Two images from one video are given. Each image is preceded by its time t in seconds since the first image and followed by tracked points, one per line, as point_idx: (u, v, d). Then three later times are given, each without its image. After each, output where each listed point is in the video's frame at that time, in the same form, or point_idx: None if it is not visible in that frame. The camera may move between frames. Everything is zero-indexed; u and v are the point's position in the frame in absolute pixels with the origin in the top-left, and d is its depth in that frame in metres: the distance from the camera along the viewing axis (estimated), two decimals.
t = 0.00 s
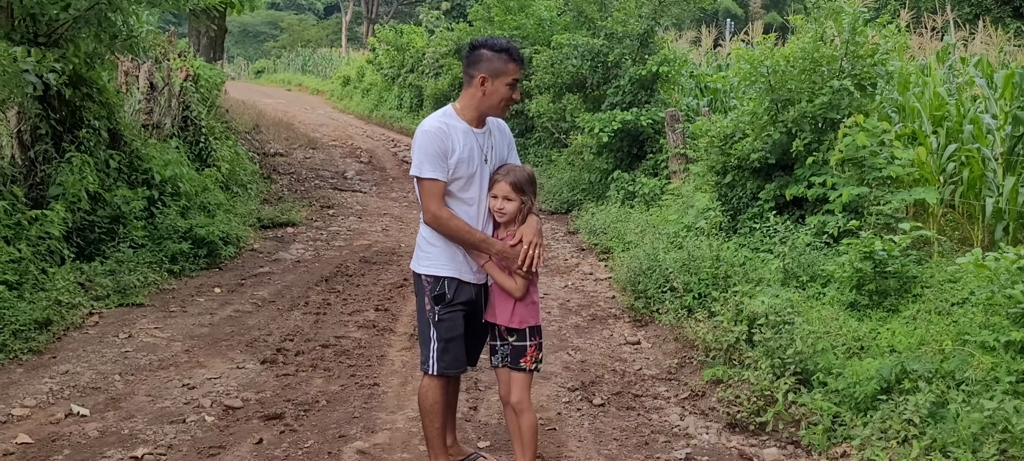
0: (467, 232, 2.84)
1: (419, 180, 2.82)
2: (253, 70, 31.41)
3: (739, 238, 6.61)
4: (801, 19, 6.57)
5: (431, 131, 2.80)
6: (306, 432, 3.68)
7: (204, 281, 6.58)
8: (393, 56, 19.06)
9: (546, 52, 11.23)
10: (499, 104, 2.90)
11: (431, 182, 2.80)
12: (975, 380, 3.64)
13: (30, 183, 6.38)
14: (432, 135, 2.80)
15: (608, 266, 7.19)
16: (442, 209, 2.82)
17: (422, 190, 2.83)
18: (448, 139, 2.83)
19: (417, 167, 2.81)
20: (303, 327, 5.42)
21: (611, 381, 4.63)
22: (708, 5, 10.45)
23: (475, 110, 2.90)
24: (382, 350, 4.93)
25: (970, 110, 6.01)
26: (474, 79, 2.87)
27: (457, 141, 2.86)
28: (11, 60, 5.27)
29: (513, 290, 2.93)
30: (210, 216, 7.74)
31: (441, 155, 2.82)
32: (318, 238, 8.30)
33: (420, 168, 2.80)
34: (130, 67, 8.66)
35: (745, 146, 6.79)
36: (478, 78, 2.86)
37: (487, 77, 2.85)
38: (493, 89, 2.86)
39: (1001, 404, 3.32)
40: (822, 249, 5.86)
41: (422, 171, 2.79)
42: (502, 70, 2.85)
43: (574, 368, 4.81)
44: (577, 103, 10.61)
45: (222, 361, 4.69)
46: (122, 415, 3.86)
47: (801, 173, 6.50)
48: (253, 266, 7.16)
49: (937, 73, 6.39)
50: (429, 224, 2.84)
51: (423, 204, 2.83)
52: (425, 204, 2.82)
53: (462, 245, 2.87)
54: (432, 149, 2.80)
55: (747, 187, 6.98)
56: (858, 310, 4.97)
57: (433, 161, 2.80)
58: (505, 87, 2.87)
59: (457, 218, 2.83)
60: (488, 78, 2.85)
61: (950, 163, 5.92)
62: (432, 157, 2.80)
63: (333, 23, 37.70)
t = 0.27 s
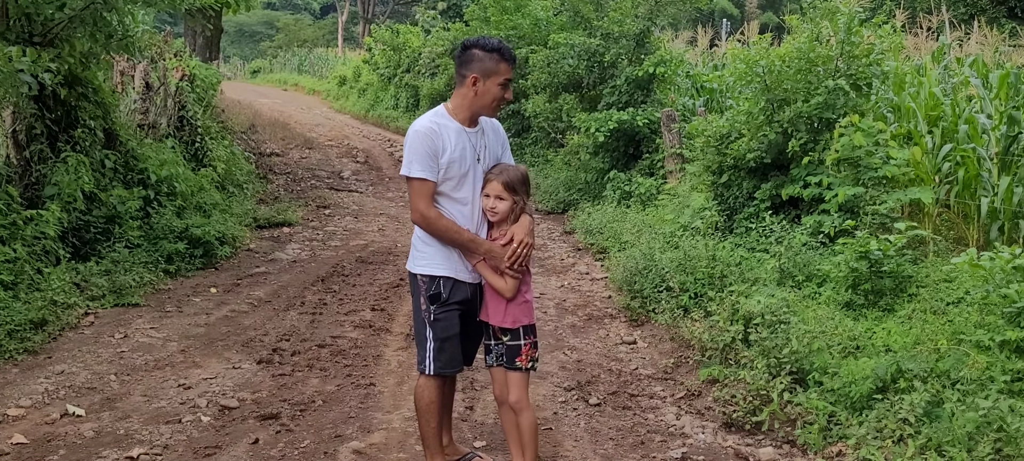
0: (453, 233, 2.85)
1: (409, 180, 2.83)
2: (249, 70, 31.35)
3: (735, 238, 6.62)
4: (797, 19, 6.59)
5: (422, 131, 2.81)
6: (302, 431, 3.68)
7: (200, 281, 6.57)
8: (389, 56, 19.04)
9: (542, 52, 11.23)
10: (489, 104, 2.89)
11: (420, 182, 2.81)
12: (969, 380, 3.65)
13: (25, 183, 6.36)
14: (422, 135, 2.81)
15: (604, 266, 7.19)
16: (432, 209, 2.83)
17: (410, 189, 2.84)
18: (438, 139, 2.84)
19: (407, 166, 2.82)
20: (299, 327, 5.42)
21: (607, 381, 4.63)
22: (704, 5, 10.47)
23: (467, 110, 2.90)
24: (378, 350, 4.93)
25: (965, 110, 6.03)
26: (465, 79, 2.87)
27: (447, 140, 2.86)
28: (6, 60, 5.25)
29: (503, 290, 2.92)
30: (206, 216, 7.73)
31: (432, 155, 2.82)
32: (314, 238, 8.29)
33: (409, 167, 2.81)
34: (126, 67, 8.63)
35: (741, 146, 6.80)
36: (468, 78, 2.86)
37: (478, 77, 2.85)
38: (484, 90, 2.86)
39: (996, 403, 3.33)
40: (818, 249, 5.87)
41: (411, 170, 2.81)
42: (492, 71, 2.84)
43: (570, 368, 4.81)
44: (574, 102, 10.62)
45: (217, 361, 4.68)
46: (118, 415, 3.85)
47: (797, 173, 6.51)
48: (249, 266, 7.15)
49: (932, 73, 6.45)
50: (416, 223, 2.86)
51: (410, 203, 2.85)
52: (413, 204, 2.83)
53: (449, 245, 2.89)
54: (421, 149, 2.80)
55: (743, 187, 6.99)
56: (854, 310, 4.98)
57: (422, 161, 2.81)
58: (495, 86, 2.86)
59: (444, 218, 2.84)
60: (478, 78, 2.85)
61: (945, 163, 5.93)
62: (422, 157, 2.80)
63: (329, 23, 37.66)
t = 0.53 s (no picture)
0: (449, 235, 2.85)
1: (404, 181, 2.82)
2: (246, 70, 31.32)
3: (732, 238, 6.63)
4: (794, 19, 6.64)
5: (417, 132, 2.81)
6: (298, 431, 3.68)
7: (196, 281, 6.57)
8: (386, 56, 19.04)
9: (539, 53, 11.24)
10: (484, 106, 2.90)
11: (416, 183, 2.80)
12: (965, 380, 3.66)
13: (21, 183, 6.35)
14: (418, 136, 2.80)
15: (601, 266, 7.20)
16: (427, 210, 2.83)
17: (405, 190, 2.84)
18: (434, 140, 2.84)
19: (402, 167, 2.82)
20: (296, 327, 5.42)
21: (604, 380, 4.63)
22: (701, 6, 10.49)
23: (462, 111, 2.90)
24: (375, 350, 4.93)
25: (961, 110, 6.06)
26: (459, 81, 2.87)
27: (443, 141, 2.86)
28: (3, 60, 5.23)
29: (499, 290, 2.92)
30: (203, 216, 7.72)
31: (427, 157, 2.82)
32: (311, 238, 8.29)
33: (404, 168, 2.80)
34: (123, 67, 8.63)
35: (737, 146, 6.81)
36: (463, 79, 2.86)
37: (472, 78, 2.85)
38: (478, 91, 2.86)
39: (991, 403, 3.34)
40: (814, 248, 5.89)
41: (406, 171, 2.80)
42: (486, 72, 2.84)
43: (567, 368, 4.82)
44: (571, 102, 10.62)
45: (214, 361, 4.68)
46: (114, 415, 3.85)
47: (794, 173, 6.52)
48: (245, 266, 7.14)
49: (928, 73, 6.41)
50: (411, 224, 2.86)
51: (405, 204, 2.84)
52: (408, 205, 2.83)
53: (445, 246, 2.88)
54: (417, 150, 2.80)
55: (739, 187, 7.00)
56: (850, 309, 4.99)
57: (417, 162, 2.80)
58: (489, 88, 2.86)
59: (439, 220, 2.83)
60: (472, 80, 2.85)
61: (941, 163, 5.95)
62: (417, 158, 2.80)
63: (326, 23, 37.64)
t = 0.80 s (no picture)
0: (445, 235, 2.83)
1: (402, 180, 2.81)
2: (243, 70, 31.30)
3: (729, 238, 6.65)
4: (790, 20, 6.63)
5: (414, 131, 2.80)
6: (295, 431, 3.67)
7: (193, 281, 6.56)
8: (383, 56, 19.03)
9: (536, 52, 11.24)
10: (480, 104, 2.91)
11: (413, 182, 2.79)
12: (961, 379, 3.67)
13: (18, 183, 6.34)
14: (415, 135, 2.79)
15: (598, 266, 7.20)
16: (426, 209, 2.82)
17: (403, 190, 2.83)
18: (432, 139, 2.83)
19: (400, 166, 2.81)
20: (293, 327, 5.41)
21: (601, 380, 4.64)
22: (698, 6, 10.50)
23: (459, 110, 2.91)
24: (372, 350, 4.93)
25: (958, 111, 6.07)
26: (455, 80, 2.88)
27: (440, 140, 2.86)
28: None
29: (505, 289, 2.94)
30: (200, 216, 7.71)
31: (426, 155, 2.81)
32: (308, 238, 8.28)
33: (403, 167, 2.79)
34: (119, 67, 8.63)
35: (734, 146, 6.82)
36: (458, 78, 2.87)
37: (467, 77, 2.86)
38: (474, 90, 2.87)
39: (987, 402, 3.35)
40: (811, 248, 5.90)
41: (404, 170, 2.79)
42: (482, 71, 2.85)
43: (564, 368, 4.82)
44: (568, 102, 10.63)
45: (211, 361, 4.67)
46: (111, 415, 3.84)
47: (790, 173, 6.53)
48: (242, 266, 7.13)
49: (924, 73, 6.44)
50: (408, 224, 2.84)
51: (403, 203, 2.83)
52: (406, 204, 2.81)
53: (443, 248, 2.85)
54: (415, 149, 2.79)
55: (736, 187, 7.02)
56: (847, 309, 5.00)
57: (415, 161, 2.79)
58: (485, 86, 2.87)
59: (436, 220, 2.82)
60: (468, 79, 2.86)
61: (938, 163, 5.96)
62: (416, 157, 2.79)
63: (323, 23, 37.62)
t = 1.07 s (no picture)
0: (441, 238, 2.81)
1: (400, 180, 2.78)
2: (241, 70, 31.27)
3: (726, 238, 6.66)
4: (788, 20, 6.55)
5: (415, 131, 2.78)
6: (293, 431, 3.67)
7: (191, 281, 6.55)
8: (381, 56, 19.03)
9: (534, 52, 11.25)
10: (480, 104, 2.91)
11: (414, 182, 2.77)
12: (958, 379, 3.68)
13: (15, 182, 6.32)
14: (416, 135, 2.77)
15: (596, 266, 7.21)
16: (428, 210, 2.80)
17: (399, 190, 2.79)
18: (432, 139, 2.82)
19: (399, 165, 2.78)
20: (290, 327, 5.41)
21: (599, 380, 4.64)
22: (696, 5, 10.51)
23: (459, 109, 2.90)
24: (369, 350, 4.93)
25: (955, 111, 6.07)
26: (455, 80, 2.88)
27: (440, 140, 2.84)
28: None
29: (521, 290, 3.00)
30: (197, 216, 7.70)
31: (426, 156, 2.80)
32: (306, 237, 8.28)
33: (402, 166, 2.76)
34: (116, 66, 8.71)
35: (732, 146, 6.82)
36: (459, 78, 2.87)
37: (468, 77, 2.86)
38: (475, 90, 2.88)
39: (984, 402, 3.36)
40: (808, 249, 5.91)
41: (403, 170, 2.76)
42: (483, 71, 2.85)
43: (562, 367, 4.83)
44: (566, 102, 10.64)
45: (208, 361, 4.67)
46: (108, 415, 3.84)
47: (788, 173, 6.54)
48: (240, 266, 7.13)
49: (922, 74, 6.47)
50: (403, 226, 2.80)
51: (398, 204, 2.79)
52: (402, 205, 2.77)
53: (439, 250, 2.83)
54: (416, 149, 2.77)
55: (734, 187, 7.03)
56: (844, 309, 5.01)
57: (416, 161, 2.77)
58: (485, 86, 2.88)
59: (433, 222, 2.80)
60: (468, 79, 2.86)
61: (935, 164, 5.97)
62: (417, 157, 2.77)
63: (321, 23, 37.60)
